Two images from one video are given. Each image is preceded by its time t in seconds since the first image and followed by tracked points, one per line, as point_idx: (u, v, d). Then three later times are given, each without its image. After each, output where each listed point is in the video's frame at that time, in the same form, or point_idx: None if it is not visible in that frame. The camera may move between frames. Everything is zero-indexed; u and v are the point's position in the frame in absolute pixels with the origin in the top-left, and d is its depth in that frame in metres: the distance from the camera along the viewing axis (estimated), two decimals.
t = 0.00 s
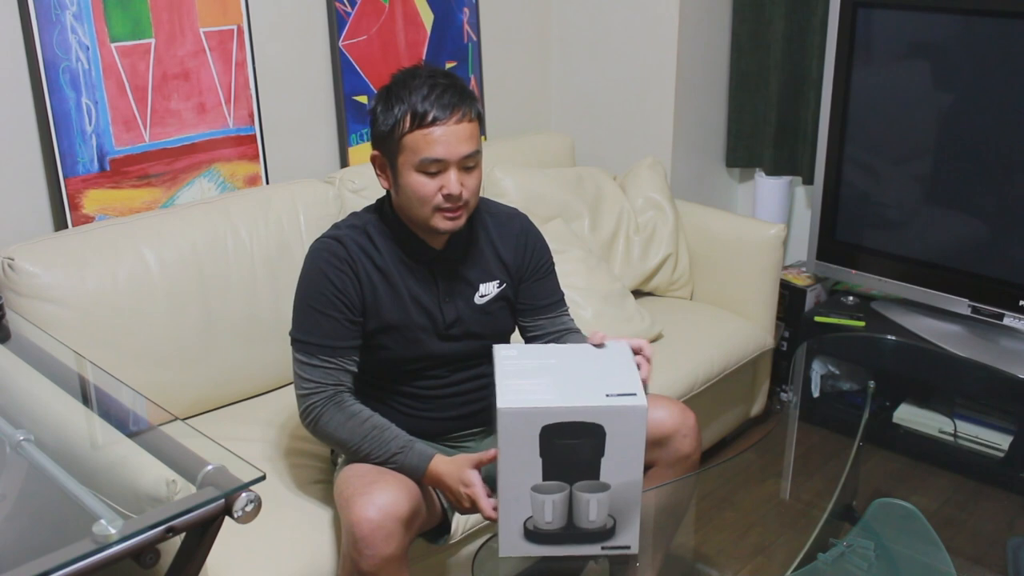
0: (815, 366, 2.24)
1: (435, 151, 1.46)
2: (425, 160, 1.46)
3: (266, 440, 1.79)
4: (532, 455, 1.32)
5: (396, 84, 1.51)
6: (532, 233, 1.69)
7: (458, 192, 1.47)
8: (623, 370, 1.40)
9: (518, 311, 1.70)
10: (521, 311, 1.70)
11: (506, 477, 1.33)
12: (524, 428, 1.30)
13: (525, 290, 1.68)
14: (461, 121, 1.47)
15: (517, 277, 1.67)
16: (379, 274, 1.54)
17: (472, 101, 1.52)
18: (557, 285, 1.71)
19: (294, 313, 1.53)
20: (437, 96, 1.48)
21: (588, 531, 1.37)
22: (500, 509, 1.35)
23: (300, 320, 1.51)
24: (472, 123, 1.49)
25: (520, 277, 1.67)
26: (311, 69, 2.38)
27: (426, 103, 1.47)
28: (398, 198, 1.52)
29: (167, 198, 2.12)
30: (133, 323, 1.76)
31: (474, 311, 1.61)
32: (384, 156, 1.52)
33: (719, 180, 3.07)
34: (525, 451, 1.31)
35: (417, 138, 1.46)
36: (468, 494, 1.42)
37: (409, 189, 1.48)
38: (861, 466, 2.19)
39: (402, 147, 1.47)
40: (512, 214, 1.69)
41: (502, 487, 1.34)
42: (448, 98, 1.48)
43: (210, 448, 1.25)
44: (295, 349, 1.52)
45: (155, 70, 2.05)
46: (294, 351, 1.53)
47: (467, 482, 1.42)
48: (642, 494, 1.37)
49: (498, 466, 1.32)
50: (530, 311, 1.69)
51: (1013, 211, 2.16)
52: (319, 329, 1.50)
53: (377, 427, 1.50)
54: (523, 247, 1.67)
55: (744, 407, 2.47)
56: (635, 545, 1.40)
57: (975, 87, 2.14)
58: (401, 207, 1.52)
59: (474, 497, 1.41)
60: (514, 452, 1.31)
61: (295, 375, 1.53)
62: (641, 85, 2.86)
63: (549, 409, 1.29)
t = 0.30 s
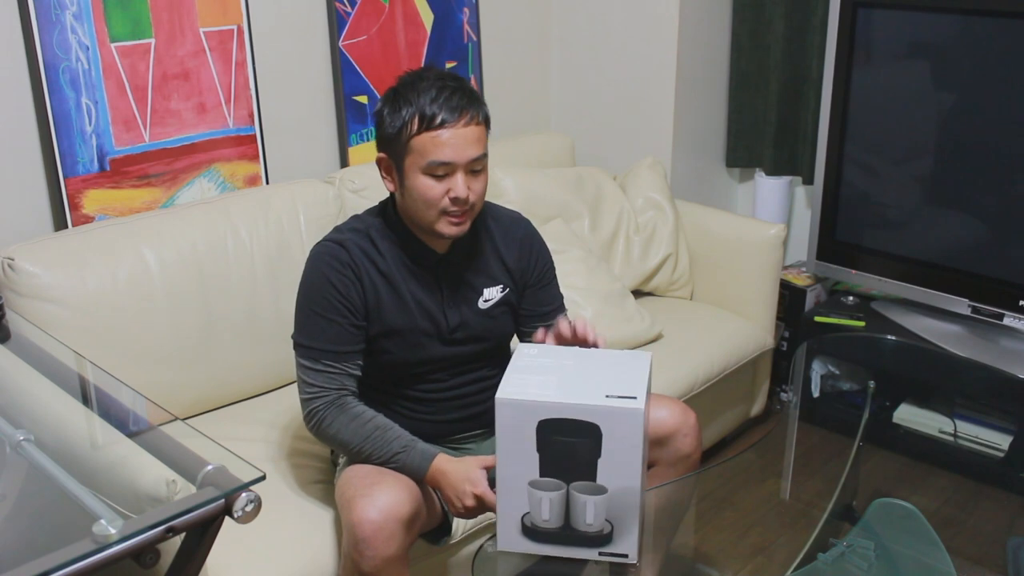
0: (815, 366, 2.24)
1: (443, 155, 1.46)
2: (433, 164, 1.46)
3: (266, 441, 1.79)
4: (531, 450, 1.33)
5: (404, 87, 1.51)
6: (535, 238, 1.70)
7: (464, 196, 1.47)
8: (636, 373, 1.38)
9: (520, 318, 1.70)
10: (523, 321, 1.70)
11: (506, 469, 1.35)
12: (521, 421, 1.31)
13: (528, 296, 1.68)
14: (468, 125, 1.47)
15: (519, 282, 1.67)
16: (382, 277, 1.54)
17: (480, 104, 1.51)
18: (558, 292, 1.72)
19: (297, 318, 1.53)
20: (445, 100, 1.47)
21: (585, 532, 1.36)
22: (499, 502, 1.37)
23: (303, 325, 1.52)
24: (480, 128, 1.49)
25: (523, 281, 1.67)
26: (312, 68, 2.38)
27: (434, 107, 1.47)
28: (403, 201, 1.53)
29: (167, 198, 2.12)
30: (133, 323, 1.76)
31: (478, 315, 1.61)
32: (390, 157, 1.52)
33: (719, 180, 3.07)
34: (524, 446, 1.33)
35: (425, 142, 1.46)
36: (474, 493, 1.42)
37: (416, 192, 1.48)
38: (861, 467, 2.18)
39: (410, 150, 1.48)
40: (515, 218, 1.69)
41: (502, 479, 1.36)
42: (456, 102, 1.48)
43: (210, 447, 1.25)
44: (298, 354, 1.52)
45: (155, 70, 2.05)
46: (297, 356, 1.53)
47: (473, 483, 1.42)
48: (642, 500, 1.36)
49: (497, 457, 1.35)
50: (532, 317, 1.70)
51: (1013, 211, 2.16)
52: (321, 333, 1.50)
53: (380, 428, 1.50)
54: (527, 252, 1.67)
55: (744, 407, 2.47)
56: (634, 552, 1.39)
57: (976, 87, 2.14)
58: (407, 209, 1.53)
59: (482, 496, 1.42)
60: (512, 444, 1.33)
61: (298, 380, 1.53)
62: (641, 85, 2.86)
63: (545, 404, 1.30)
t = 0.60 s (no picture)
0: (815, 366, 2.26)
1: (419, 147, 1.46)
2: (411, 156, 1.47)
3: (266, 441, 1.79)
4: (529, 452, 1.32)
5: (388, 84, 1.53)
6: (540, 240, 1.68)
7: (445, 188, 1.46)
8: (617, 364, 1.40)
9: (522, 320, 1.69)
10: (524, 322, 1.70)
11: (504, 476, 1.33)
12: (520, 423, 1.30)
13: (531, 299, 1.68)
14: (446, 117, 1.47)
15: (523, 285, 1.66)
16: (384, 279, 1.54)
17: (463, 98, 1.51)
18: (561, 294, 1.71)
19: (297, 316, 1.53)
20: (423, 93, 1.48)
21: (586, 527, 1.37)
22: (499, 509, 1.35)
23: (303, 325, 1.51)
24: (460, 120, 1.48)
25: (526, 285, 1.66)
26: (312, 68, 2.38)
27: (410, 101, 1.47)
28: (391, 198, 1.53)
29: (167, 198, 2.12)
30: (133, 323, 1.76)
31: (480, 317, 1.60)
32: (378, 155, 1.53)
33: (719, 180, 3.07)
34: (522, 449, 1.31)
35: (401, 135, 1.46)
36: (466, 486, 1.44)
37: (398, 186, 1.48)
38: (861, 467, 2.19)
39: (389, 145, 1.49)
40: (520, 220, 1.68)
41: (501, 486, 1.34)
42: (434, 95, 1.48)
43: (210, 447, 1.25)
44: (298, 353, 1.52)
45: (155, 69, 2.05)
46: (296, 355, 1.53)
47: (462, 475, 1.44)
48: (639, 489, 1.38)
49: (495, 465, 1.33)
50: (534, 320, 1.69)
51: (1013, 211, 2.16)
52: (321, 334, 1.50)
53: (376, 433, 1.50)
54: (530, 254, 1.66)
55: (744, 407, 2.47)
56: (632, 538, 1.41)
57: (976, 87, 2.14)
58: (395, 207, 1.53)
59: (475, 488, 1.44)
60: (510, 450, 1.31)
61: (296, 379, 1.54)
62: (641, 85, 2.86)
63: (542, 404, 1.29)
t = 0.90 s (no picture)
0: (815, 367, 2.28)
1: (432, 137, 1.47)
2: (423, 147, 1.47)
3: (266, 441, 1.79)
4: (527, 454, 1.32)
5: (405, 80, 1.54)
6: (549, 244, 1.68)
7: (455, 179, 1.46)
8: (621, 368, 1.40)
9: (529, 321, 1.69)
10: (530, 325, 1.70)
11: (502, 477, 1.34)
12: (518, 426, 1.30)
13: (539, 302, 1.68)
14: (460, 110, 1.48)
15: (531, 287, 1.66)
16: (393, 277, 1.54)
17: (478, 95, 1.52)
18: (569, 299, 1.71)
19: (304, 312, 1.53)
20: (438, 87, 1.49)
21: (585, 530, 1.37)
22: (498, 510, 1.36)
23: (310, 320, 1.51)
24: (474, 115, 1.49)
25: (534, 287, 1.66)
26: (312, 68, 2.38)
27: (426, 94, 1.48)
28: (403, 191, 1.53)
29: (167, 198, 2.12)
30: (133, 323, 1.76)
31: (487, 318, 1.60)
32: (391, 149, 1.54)
33: (719, 180, 3.07)
34: (520, 451, 1.32)
35: (414, 125, 1.47)
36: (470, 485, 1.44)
37: (409, 176, 1.49)
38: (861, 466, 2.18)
39: (403, 136, 1.49)
40: (529, 223, 1.68)
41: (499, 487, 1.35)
42: (450, 89, 1.49)
43: (209, 447, 1.25)
44: (304, 349, 1.52)
45: (155, 69, 2.05)
46: (303, 350, 1.53)
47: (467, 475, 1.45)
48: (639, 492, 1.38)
49: (493, 466, 1.33)
50: (540, 323, 1.69)
51: (1013, 211, 2.16)
52: (327, 330, 1.50)
53: (378, 432, 1.50)
54: (539, 256, 1.66)
55: (744, 407, 2.47)
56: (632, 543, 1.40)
57: (976, 87, 2.14)
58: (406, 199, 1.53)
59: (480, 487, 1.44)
60: (508, 452, 1.32)
61: (301, 374, 1.53)
62: (641, 84, 2.86)
63: (540, 407, 1.29)
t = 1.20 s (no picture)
0: (815, 367, 2.29)
1: (444, 139, 1.47)
2: (436, 148, 1.47)
3: (266, 441, 1.79)
4: (526, 455, 1.32)
5: (422, 80, 1.54)
6: (559, 249, 1.68)
7: (467, 181, 1.46)
8: (620, 367, 1.39)
9: (535, 325, 1.69)
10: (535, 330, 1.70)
11: (502, 477, 1.34)
12: (519, 427, 1.30)
13: (546, 307, 1.68)
14: (474, 113, 1.48)
15: (538, 292, 1.66)
16: (401, 276, 1.54)
17: (494, 98, 1.52)
18: (575, 304, 1.71)
19: (311, 306, 1.53)
20: (453, 88, 1.49)
21: (585, 530, 1.37)
22: (498, 510, 1.35)
23: (317, 315, 1.51)
24: (488, 117, 1.49)
25: (541, 292, 1.66)
26: (312, 68, 2.38)
27: (440, 95, 1.48)
28: (414, 191, 1.53)
29: (167, 198, 2.12)
30: (134, 323, 1.76)
31: (493, 321, 1.60)
32: (405, 148, 1.54)
33: (719, 180, 3.07)
34: (520, 451, 1.32)
35: (427, 126, 1.47)
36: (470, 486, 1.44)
37: (420, 177, 1.49)
38: (861, 466, 2.18)
39: (416, 137, 1.50)
40: (540, 228, 1.68)
41: (499, 488, 1.35)
42: (464, 91, 1.49)
43: (210, 447, 1.25)
44: (310, 344, 1.52)
45: (155, 69, 2.05)
46: (309, 346, 1.52)
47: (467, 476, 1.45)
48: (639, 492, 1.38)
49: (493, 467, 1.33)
50: (547, 327, 1.69)
51: (1013, 211, 2.16)
52: (334, 327, 1.50)
53: (381, 431, 1.50)
54: (548, 260, 1.66)
55: (744, 407, 2.47)
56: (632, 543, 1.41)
57: (976, 87, 2.14)
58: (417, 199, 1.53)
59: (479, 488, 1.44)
60: (509, 452, 1.32)
61: (307, 369, 1.53)
62: (641, 84, 2.86)
63: (541, 408, 1.29)
